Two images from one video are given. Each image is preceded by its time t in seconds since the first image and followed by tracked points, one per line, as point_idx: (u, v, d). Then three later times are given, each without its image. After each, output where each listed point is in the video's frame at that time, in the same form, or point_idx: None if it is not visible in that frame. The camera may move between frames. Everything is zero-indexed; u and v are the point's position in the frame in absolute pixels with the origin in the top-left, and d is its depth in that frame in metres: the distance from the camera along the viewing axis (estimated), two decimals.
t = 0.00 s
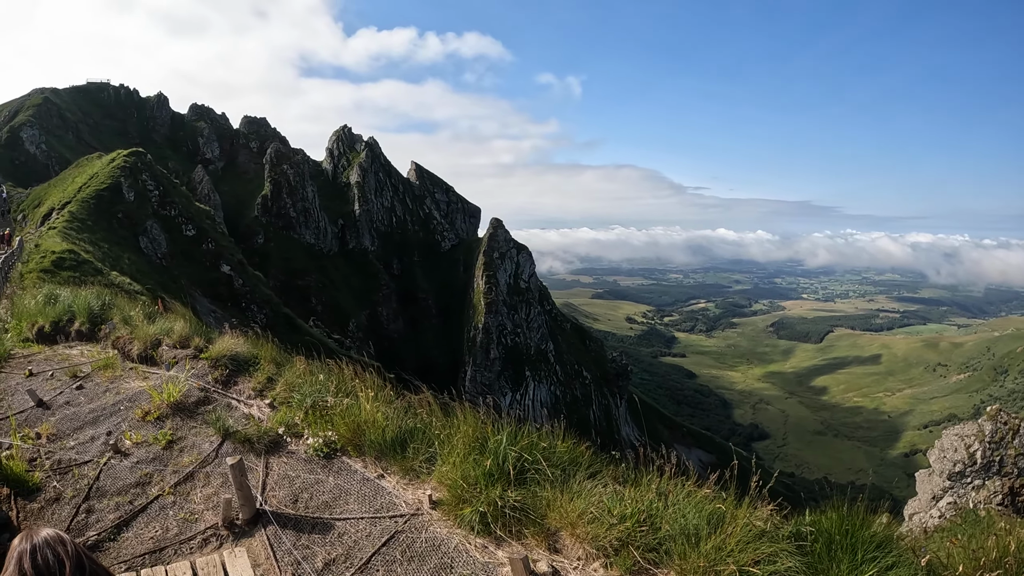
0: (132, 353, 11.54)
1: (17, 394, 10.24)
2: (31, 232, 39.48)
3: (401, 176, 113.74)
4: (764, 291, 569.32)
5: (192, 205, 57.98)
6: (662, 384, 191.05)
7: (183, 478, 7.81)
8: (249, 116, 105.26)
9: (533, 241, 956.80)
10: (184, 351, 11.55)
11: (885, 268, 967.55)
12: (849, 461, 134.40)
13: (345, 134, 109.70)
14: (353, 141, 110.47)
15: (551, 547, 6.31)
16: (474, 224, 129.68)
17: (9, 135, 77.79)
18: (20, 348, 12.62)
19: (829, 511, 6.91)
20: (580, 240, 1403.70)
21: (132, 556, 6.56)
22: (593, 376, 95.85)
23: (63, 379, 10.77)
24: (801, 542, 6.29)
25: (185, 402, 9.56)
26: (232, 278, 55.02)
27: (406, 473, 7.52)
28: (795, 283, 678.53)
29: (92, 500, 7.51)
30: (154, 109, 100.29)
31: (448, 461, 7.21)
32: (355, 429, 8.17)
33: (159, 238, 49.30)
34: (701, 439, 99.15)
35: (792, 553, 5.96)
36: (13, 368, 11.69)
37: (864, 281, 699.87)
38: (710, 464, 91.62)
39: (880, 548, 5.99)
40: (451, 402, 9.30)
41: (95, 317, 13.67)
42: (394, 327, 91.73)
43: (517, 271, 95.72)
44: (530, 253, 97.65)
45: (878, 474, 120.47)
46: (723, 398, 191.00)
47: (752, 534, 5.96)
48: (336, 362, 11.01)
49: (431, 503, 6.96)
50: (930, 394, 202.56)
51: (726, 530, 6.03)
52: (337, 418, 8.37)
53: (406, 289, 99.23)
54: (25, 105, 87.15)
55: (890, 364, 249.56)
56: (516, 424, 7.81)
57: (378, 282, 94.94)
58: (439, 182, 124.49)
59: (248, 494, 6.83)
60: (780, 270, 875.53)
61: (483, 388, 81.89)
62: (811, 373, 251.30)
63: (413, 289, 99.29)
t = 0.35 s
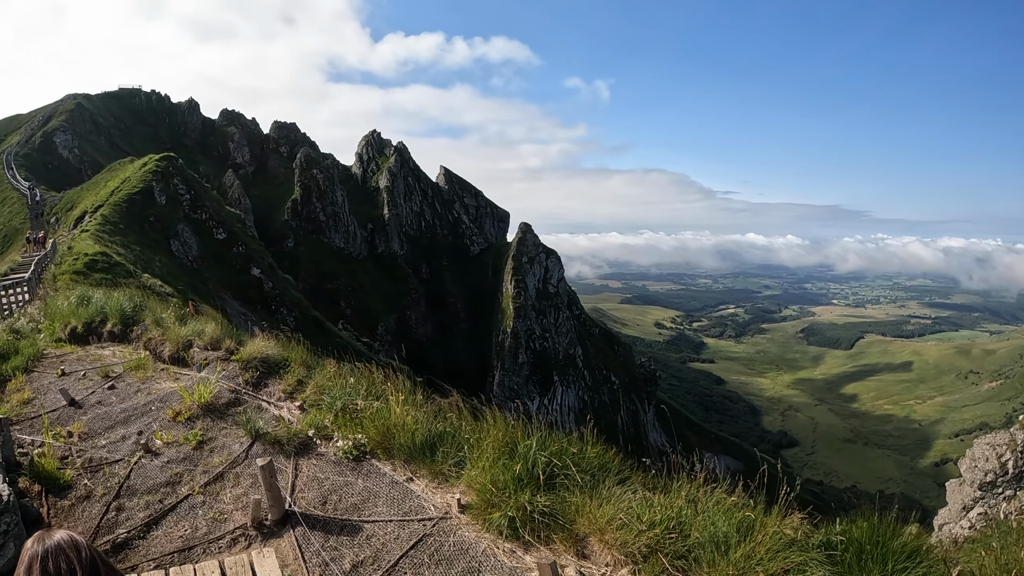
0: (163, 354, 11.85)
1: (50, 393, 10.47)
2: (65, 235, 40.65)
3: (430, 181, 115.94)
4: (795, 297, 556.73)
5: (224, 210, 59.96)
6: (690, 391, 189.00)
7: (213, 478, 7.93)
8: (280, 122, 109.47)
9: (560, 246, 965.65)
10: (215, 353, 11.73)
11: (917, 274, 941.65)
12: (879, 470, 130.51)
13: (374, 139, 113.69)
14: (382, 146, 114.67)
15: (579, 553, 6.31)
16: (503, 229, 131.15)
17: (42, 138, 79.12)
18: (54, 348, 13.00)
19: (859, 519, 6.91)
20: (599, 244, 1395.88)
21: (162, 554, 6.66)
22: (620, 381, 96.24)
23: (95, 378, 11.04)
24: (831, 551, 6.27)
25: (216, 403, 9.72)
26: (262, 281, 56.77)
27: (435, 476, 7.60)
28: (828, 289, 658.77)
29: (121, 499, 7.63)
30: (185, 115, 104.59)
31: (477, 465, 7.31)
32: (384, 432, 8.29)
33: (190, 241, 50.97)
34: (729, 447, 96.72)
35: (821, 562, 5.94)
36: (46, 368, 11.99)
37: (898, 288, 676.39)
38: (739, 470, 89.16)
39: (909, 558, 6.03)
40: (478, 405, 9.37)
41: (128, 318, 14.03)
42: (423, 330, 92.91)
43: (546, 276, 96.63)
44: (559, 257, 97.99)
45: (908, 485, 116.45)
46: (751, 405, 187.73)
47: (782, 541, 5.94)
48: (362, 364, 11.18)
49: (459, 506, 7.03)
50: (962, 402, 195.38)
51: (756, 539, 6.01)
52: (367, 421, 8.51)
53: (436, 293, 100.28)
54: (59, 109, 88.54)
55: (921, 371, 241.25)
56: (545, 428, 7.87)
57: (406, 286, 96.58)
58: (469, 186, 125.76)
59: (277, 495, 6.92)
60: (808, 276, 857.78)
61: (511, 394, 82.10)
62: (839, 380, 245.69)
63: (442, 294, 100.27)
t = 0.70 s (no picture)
0: (196, 357, 12.08)
1: (84, 394, 10.82)
2: (101, 238, 41.91)
3: (460, 188, 118.59)
4: (826, 304, 544.79)
5: (257, 214, 61.17)
6: (720, 398, 186.78)
7: (245, 480, 8.02)
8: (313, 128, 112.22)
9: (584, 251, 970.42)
10: (247, 355, 11.94)
11: (950, 279, 914.25)
12: (910, 480, 126.74)
13: (405, 145, 116.43)
14: (413, 152, 116.88)
15: (611, 560, 6.31)
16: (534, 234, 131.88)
17: (78, 145, 81.81)
18: (90, 349, 13.48)
19: (894, 530, 6.87)
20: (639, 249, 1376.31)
21: (194, 554, 6.75)
22: (650, 388, 94.97)
23: (129, 379, 11.31)
24: (866, 561, 6.23)
25: (248, 406, 9.83)
26: (294, 285, 57.86)
27: (467, 481, 7.64)
28: (861, 295, 640.57)
29: (154, 499, 7.76)
30: (218, 121, 107.16)
31: (509, 470, 7.35)
32: (417, 437, 8.34)
33: (223, 247, 52.08)
34: (763, 458, 93.78)
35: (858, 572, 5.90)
36: (80, 369, 12.46)
37: (933, 294, 653.19)
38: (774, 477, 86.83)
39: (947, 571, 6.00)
40: (511, 411, 9.46)
41: (161, 320, 14.37)
42: (453, 335, 95.48)
43: (576, 282, 97.06)
44: (589, 263, 98.28)
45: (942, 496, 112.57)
46: (783, 412, 184.59)
47: (815, 551, 5.91)
48: (392, 370, 11.32)
49: (491, 512, 7.07)
50: (999, 411, 188.23)
51: (790, 548, 5.97)
52: (400, 426, 8.58)
53: (466, 298, 102.86)
54: (95, 117, 91.54)
55: (956, 379, 233.33)
56: (578, 435, 7.93)
57: (437, 291, 99.48)
58: (498, 192, 127.07)
59: (309, 498, 7.00)
60: (838, 282, 839.26)
61: (541, 400, 80.52)
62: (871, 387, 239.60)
63: (472, 299, 102.68)
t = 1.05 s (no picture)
0: (226, 360, 12.26)
1: (115, 395, 11.07)
2: (133, 242, 42.97)
3: (489, 194, 119.70)
4: (857, 311, 532.67)
5: (286, 220, 62.52)
6: (749, 405, 184.65)
7: (274, 482, 8.11)
8: (340, 134, 115.57)
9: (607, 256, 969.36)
10: (278, 359, 12.12)
11: (982, 285, 888.65)
12: (941, 491, 123.22)
13: (434, 152, 119.70)
14: (441, 158, 120.21)
15: (641, 569, 6.27)
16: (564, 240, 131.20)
17: (111, 151, 84.02)
18: (121, 351, 13.85)
19: (927, 538, 6.82)
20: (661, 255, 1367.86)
21: (222, 556, 6.81)
22: (678, 395, 93.39)
23: (160, 382, 11.53)
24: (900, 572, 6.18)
25: (278, 409, 9.96)
26: (323, 290, 58.43)
27: (497, 488, 7.67)
28: (893, 302, 624.27)
29: (183, 500, 7.86)
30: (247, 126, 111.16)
31: (539, 477, 7.38)
32: (447, 442, 8.39)
33: (253, 251, 52.91)
34: (796, 471, 89.46)
35: None
36: (110, 369, 12.84)
37: (968, 301, 633.22)
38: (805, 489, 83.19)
39: None
40: (542, 418, 9.53)
41: (191, 324, 14.72)
42: (481, 341, 96.83)
43: (605, 287, 95.48)
44: (618, 269, 97.43)
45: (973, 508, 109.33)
46: (812, 421, 181.74)
47: (847, 561, 5.88)
48: (421, 375, 11.44)
49: (520, 518, 7.08)
50: None
51: (822, 557, 5.94)
52: (430, 431, 8.63)
53: (494, 304, 103.72)
54: (128, 124, 94.06)
55: (989, 388, 226.26)
56: (609, 441, 7.99)
57: (465, 297, 101.58)
58: (527, 198, 127.11)
59: (338, 501, 7.03)
60: (867, 288, 821.55)
61: (569, 406, 81.45)
62: (900, 395, 234.24)
63: (500, 305, 103.37)
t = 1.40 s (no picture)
0: (256, 362, 12.41)
1: (144, 395, 11.26)
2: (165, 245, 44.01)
3: (517, 199, 120.58)
4: (886, 318, 521.45)
5: (315, 224, 63.17)
6: (776, 412, 182.51)
7: (301, 485, 8.16)
8: (370, 139, 119.07)
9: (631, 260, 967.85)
10: (307, 362, 12.22)
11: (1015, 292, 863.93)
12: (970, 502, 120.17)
13: (463, 157, 121.16)
14: (469, 163, 121.68)
15: None
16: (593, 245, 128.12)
17: (143, 156, 85.65)
18: (151, 352, 14.08)
19: (959, 552, 6.71)
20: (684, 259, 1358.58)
21: (248, 556, 6.87)
22: (705, 402, 92.32)
23: (190, 383, 11.71)
24: None
25: (306, 412, 10.04)
26: (351, 294, 59.14)
27: (523, 493, 7.65)
28: (923, 310, 609.07)
29: (211, 500, 7.96)
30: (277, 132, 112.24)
31: (566, 484, 7.35)
32: (474, 447, 8.40)
33: (282, 255, 53.93)
34: (827, 481, 86.95)
35: None
36: (140, 370, 13.09)
37: (1001, 309, 615.23)
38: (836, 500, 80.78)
39: None
40: (569, 425, 9.54)
41: (221, 326, 14.95)
42: (509, 346, 97.41)
43: (632, 293, 96.45)
44: (646, 275, 97.13)
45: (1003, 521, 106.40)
46: (839, 429, 178.73)
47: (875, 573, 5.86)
48: (447, 379, 11.48)
49: (547, 525, 7.04)
50: None
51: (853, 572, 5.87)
52: (458, 436, 8.66)
53: (522, 308, 103.87)
54: (158, 128, 95.12)
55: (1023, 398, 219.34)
56: (637, 449, 7.93)
57: (493, 302, 102.41)
58: (556, 204, 125.54)
59: (365, 504, 7.03)
60: (895, 295, 806.06)
61: (595, 412, 81.18)
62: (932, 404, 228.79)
63: (528, 310, 103.43)
